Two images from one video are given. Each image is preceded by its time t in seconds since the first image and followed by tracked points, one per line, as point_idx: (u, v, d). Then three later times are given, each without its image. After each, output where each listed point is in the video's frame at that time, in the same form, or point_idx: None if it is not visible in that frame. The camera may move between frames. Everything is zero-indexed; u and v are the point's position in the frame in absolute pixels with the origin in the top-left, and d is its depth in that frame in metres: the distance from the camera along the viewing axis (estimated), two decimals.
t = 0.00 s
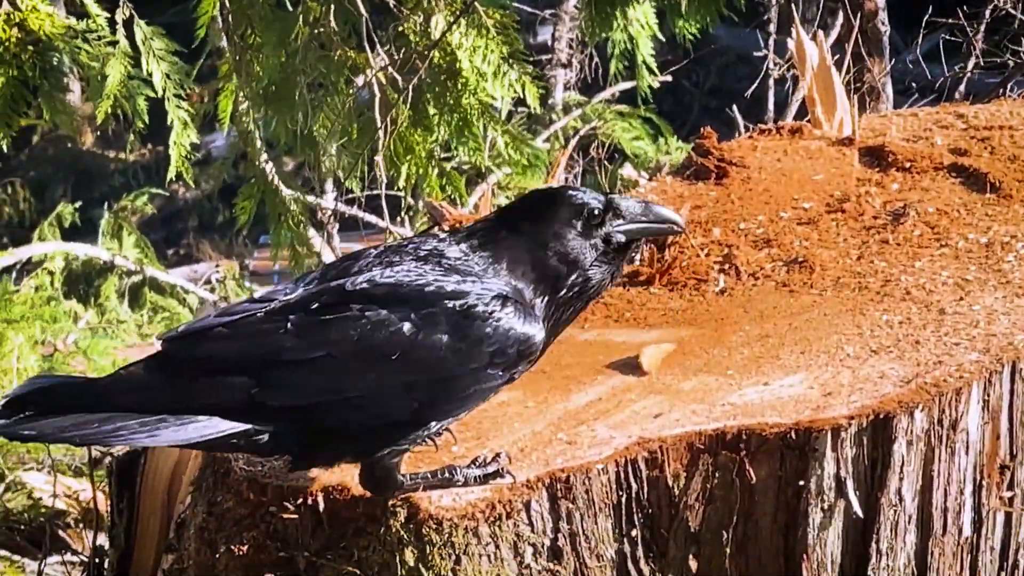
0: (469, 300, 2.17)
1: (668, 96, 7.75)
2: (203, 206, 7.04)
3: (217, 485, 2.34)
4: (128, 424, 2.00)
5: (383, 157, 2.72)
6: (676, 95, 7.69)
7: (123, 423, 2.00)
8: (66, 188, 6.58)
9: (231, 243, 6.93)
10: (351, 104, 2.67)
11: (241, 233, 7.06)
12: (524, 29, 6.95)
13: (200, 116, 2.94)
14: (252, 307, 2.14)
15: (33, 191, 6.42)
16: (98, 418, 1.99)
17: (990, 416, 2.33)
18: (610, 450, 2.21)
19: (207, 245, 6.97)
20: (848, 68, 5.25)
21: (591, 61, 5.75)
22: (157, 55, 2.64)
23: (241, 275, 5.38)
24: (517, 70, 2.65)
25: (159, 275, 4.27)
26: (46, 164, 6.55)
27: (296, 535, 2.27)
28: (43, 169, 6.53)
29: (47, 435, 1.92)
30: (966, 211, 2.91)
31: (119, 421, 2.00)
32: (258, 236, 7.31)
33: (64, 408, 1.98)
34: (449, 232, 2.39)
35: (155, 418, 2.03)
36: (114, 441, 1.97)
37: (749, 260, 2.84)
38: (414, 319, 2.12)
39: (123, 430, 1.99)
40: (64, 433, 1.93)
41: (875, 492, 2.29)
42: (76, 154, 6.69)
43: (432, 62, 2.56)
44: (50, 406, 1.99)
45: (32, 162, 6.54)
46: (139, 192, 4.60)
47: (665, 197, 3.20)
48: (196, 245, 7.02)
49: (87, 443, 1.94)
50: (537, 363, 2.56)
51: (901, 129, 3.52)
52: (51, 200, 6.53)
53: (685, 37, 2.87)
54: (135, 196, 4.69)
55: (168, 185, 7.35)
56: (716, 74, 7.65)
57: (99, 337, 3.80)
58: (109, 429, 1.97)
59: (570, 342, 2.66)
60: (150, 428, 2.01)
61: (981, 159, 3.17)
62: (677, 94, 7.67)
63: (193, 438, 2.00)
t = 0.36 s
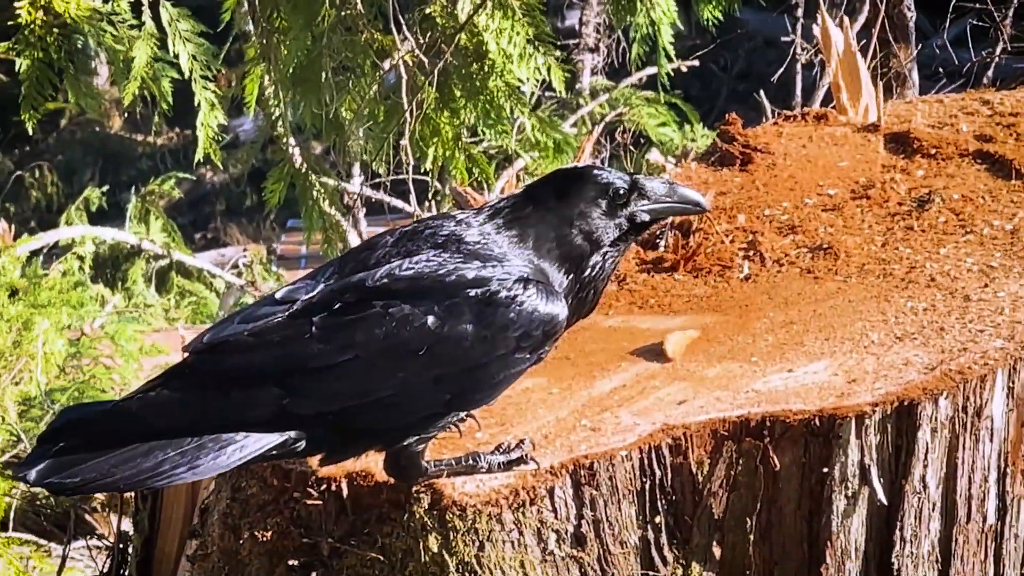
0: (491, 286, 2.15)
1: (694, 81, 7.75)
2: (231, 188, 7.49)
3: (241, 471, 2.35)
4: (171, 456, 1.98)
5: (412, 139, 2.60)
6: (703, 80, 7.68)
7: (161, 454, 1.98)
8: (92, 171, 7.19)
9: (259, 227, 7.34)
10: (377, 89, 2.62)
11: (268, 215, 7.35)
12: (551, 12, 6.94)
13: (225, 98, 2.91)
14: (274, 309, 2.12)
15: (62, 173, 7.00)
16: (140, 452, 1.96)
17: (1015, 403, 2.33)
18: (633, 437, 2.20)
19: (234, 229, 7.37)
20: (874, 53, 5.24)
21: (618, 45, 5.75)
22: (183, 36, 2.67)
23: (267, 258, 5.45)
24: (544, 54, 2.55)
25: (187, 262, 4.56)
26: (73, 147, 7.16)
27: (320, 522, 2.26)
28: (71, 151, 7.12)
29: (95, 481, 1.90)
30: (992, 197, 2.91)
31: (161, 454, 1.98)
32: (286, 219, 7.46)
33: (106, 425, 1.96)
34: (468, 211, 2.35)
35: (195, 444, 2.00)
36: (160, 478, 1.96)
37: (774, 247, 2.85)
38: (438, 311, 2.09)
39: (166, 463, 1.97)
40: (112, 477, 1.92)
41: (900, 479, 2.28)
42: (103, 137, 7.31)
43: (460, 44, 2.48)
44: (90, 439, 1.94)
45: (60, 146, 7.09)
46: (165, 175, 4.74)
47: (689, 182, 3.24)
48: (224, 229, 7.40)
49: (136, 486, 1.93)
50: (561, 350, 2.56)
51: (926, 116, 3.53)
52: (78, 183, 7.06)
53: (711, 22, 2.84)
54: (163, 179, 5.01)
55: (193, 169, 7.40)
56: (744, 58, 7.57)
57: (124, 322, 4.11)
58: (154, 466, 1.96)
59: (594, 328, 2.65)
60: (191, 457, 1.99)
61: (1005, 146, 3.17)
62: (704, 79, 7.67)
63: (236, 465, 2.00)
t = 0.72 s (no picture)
0: (503, 268, 2.13)
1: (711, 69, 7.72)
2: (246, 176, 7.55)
3: (259, 459, 2.35)
4: (180, 439, 1.96)
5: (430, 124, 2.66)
6: (721, 69, 7.65)
7: (170, 438, 1.95)
8: (107, 158, 7.30)
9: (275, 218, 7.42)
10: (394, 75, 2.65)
11: (284, 204, 7.36)
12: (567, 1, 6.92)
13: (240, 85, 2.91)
14: (286, 296, 2.10)
15: (76, 161, 7.27)
16: (149, 436, 1.94)
17: None
18: (651, 426, 2.19)
19: (251, 218, 7.44)
20: (893, 41, 5.22)
21: (635, 33, 5.73)
22: (197, 26, 2.62)
23: (283, 246, 5.47)
24: (559, 42, 2.49)
25: (202, 248, 4.70)
26: (88, 134, 7.29)
27: (338, 509, 2.24)
28: (86, 139, 7.28)
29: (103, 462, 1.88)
30: (1010, 186, 2.90)
31: (170, 437, 1.95)
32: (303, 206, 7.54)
33: (116, 409, 1.95)
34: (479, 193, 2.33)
35: (204, 428, 1.98)
36: (169, 462, 1.93)
37: (792, 235, 2.85)
38: (450, 295, 2.08)
39: (175, 447, 1.94)
40: (120, 458, 1.89)
41: (918, 468, 2.27)
42: (118, 125, 7.30)
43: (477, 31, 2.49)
44: (101, 424, 1.93)
45: (74, 133, 7.29)
46: (182, 164, 4.85)
47: (707, 171, 3.27)
48: (240, 217, 7.49)
49: (144, 469, 1.91)
50: (579, 338, 2.56)
51: (944, 104, 3.53)
52: (93, 171, 7.30)
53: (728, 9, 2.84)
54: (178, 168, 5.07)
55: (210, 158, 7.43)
56: (761, 46, 7.52)
57: (142, 311, 4.34)
58: (163, 450, 1.93)
59: (613, 316, 2.65)
60: (200, 441, 1.97)
61: None
62: (721, 68, 7.61)
63: (246, 449, 1.98)
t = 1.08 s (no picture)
0: (500, 240, 2.12)
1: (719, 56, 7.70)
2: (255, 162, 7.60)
3: (268, 445, 2.36)
4: (175, 410, 1.97)
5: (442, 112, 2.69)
6: (729, 56, 7.60)
7: (167, 410, 1.96)
8: (116, 145, 7.32)
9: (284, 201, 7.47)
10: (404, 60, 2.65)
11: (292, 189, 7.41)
12: None
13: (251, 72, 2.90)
14: (282, 274, 2.12)
15: (85, 148, 7.29)
16: (144, 407, 1.95)
17: None
18: (661, 411, 2.19)
19: (259, 204, 7.45)
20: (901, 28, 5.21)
21: (644, 19, 5.72)
22: (206, 13, 2.61)
23: (291, 234, 5.47)
24: (571, 27, 2.51)
25: (210, 233, 4.69)
26: (97, 120, 7.33)
27: (347, 495, 2.23)
28: (95, 126, 7.31)
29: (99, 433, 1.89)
30: (1019, 171, 2.90)
31: (164, 407, 1.96)
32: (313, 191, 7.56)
33: (114, 382, 1.95)
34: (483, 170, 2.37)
35: (199, 400, 1.99)
36: (163, 431, 1.95)
37: (801, 220, 2.85)
38: (447, 269, 2.08)
39: (170, 417, 1.96)
40: (116, 429, 1.90)
41: (927, 454, 2.27)
42: (127, 112, 7.40)
43: (488, 16, 2.47)
44: (98, 397, 1.93)
45: (83, 120, 7.35)
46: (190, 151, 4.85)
47: (716, 158, 3.27)
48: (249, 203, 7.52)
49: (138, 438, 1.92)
50: (588, 324, 2.56)
51: (953, 90, 3.54)
52: (103, 157, 7.30)
53: None
54: (188, 154, 5.06)
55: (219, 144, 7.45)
56: (770, 33, 7.52)
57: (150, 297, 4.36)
58: (157, 419, 1.94)
59: (621, 302, 2.66)
60: (195, 411, 1.98)
61: None
62: (729, 55, 7.59)
63: (242, 419, 1.99)
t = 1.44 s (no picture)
0: (508, 229, 2.13)
1: (719, 46, 7.69)
2: (256, 153, 7.51)
3: (269, 433, 2.35)
4: (185, 405, 1.97)
5: (446, 101, 2.65)
6: (730, 46, 7.58)
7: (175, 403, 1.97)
8: (117, 136, 7.46)
9: (285, 191, 7.50)
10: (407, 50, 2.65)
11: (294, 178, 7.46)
12: None
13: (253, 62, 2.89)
14: (290, 263, 2.11)
15: (86, 138, 7.42)
16: (156, 402, 1.96)
17: None
18: (662, 400, 2.19)
19: (260, 194, 7.46)
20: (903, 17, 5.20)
21: (645, 10, 5.71)
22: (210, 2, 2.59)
23: (292, 225, 5.48)
24: (573, 17, 2.51)
25: (210, 224, 4.71)
26: (98, 111, 7.47)
27: (349, 484, 2.23)
28: (96, 116, 7.46)
29: (110, 429, 1.90)
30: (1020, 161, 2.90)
31: (175, 403, 1.97)
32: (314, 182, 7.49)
33: (125, 377, 1.95)
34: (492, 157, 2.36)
35: (209, 394, 1.99)
36: (174, 428, 1.95)
37: (802, 210, 2.85)
38: (455, 257, 2.07)
39: (180, 412, 1.96)
40: (127, 425, 1.91)
41: (929, 443, 2.27)
42: (128, 102, 7.52)
43: (490, 6, 2.49)
44: (111, 393, 1.94)
45: (85, 110, 7.48)
46: (191, 141, 4.84)
47: (717, 147, 3.27)
48: (249, 193, 7.52)
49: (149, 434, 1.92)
50: (590, 313, 2.56)
51: (954, 78, 3.54)
52: (103, 148, 7.46)
53: None
54: (186, 144, 5.06)
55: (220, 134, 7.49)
56: (771, 23, 7.51)
57: (151, 287, 4.38)
58: (167, 415, 1.95)
59: (623, 291, 2.66)
60: (205, 405, 1.98)
61: None
62: (730, 46, 7.59)
63: (251, 413, 2.00)
